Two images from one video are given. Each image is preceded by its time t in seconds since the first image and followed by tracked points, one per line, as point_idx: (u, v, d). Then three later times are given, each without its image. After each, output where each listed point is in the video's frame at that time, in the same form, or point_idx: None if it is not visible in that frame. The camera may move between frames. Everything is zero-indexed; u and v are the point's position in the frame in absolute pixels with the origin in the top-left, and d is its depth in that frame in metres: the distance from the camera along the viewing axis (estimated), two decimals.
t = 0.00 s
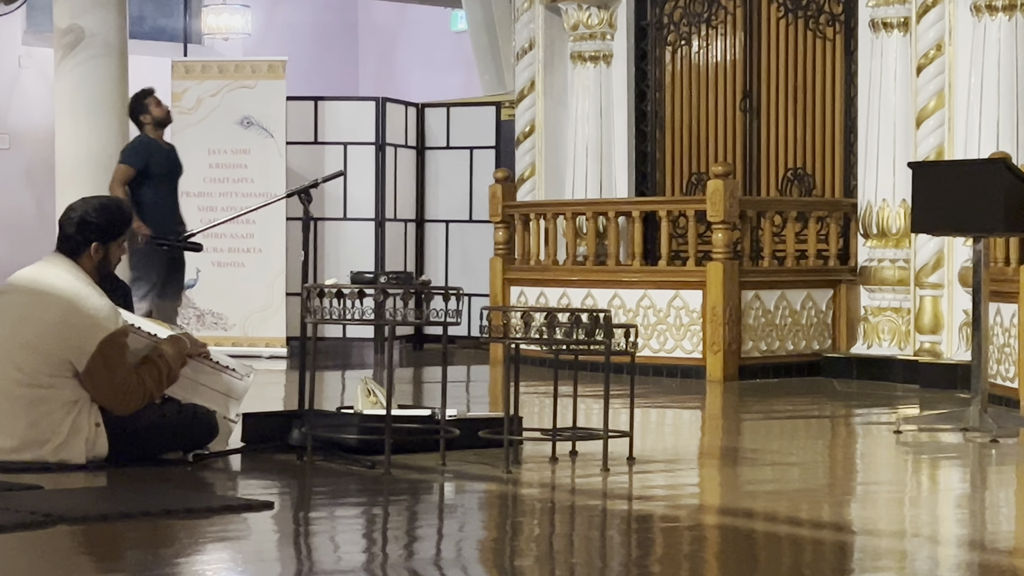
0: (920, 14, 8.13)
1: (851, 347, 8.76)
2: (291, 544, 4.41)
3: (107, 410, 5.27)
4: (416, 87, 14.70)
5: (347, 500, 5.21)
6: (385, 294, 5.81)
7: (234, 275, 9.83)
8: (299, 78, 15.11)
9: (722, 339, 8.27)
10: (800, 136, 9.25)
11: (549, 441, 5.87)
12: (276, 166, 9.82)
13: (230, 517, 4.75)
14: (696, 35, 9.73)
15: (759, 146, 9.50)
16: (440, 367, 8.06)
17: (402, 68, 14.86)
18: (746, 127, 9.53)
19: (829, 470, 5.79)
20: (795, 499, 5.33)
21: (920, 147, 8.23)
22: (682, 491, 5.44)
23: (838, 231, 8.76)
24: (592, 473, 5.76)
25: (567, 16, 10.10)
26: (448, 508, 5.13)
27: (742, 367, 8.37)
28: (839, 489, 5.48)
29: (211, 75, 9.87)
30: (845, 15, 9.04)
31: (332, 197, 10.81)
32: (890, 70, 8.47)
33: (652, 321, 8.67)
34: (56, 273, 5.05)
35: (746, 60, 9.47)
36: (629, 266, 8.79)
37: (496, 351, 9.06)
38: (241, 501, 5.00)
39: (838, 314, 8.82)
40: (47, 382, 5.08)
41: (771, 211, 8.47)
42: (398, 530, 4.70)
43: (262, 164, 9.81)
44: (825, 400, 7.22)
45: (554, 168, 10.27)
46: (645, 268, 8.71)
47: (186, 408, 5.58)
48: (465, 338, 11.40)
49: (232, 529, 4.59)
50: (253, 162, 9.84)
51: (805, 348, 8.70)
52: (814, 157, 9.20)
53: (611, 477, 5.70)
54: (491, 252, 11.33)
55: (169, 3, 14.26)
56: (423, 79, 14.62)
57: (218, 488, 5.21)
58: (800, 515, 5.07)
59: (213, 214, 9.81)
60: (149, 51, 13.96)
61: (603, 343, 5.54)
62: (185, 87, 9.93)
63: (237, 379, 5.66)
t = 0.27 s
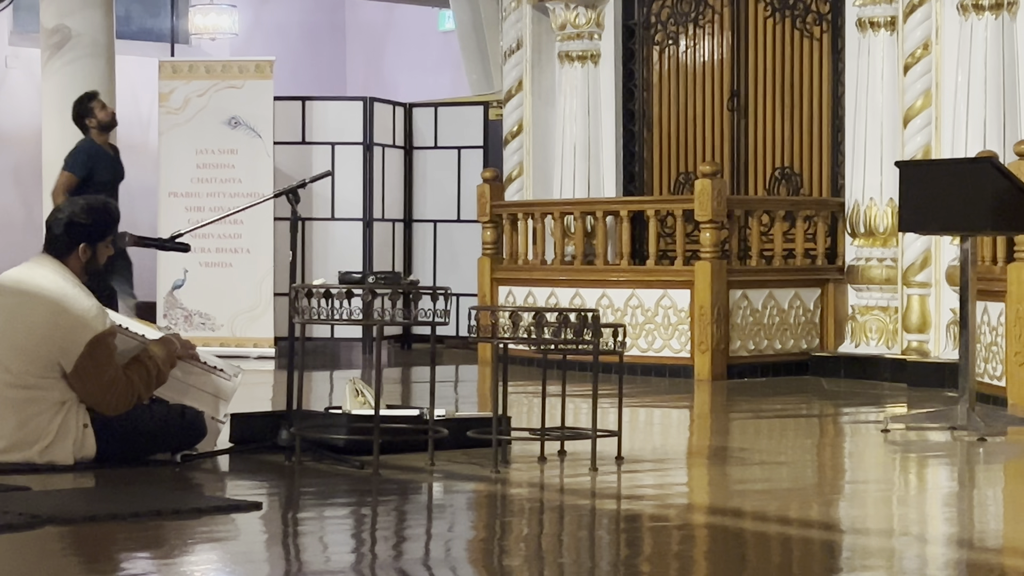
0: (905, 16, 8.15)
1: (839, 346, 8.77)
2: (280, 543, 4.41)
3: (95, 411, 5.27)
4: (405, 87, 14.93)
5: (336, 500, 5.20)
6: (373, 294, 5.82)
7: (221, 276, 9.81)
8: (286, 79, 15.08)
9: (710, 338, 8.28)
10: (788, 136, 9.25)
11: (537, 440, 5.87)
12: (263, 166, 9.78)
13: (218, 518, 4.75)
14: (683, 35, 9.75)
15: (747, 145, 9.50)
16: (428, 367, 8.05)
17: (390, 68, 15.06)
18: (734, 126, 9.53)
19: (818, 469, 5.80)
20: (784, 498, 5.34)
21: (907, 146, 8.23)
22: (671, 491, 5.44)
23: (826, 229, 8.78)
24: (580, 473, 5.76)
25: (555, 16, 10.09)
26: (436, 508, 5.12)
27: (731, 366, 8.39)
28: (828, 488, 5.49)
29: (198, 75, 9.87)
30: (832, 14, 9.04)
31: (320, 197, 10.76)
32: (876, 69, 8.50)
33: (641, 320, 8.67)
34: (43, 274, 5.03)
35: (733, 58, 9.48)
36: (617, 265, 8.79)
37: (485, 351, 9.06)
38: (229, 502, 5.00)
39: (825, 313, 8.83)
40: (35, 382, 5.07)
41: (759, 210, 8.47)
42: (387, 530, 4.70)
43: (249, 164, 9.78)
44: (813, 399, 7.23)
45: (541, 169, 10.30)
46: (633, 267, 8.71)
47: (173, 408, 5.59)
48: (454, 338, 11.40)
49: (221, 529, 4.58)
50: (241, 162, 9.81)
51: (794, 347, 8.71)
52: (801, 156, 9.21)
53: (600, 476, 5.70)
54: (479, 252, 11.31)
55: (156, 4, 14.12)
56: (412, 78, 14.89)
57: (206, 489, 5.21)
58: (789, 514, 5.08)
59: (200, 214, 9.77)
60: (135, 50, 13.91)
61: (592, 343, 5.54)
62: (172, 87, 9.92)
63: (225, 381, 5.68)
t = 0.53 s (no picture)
0: (881, 23, 8.33)
1: (818, 343, 9.02)
2: (278, 535, 4.62)
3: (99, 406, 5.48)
4: (398, 94, 15.26)
5: (333, 493, 5.42)
6: (367, 293, 6.06)
7: (222, 276, 10.03)
8: (284, 89, 15.36)
9: (693, 336, 8.52)
10: (769, 140, 9.49)
11: (528, 434, 6.10)
12: (263, 169, 10.01)
13: (218, 511, 4.97)
14: (666, 43, 9.95)
15: (728, 149, 9.71)
16: (422, 364, 8.26)
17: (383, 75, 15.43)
18: (717, 131, 9.73)
19: (798, 461, 6.03)
20: (764, 489, 5.57)
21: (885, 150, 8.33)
22: (655, 482, 5.67)
23: (804, 231, 9.00)
24: (569, 465, 5.98)
25: (543, 25, 10.34)
26: (430, 499, 5.34)
27: (714, 362, 8.62)
28: (807, 480, 5.72)
29: (198, 82, 10.08)
30: (811, 22, 9.28)
31: (316, 200, 11.04)
32: (854, 76, 8.71)
33: (626, 318, 8.89)
34: (48, 275, 5.26)
35: (716, 65, 9.68)
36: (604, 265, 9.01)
37: (476, 349, 9.28)
38: (230, 495, 5.22)
39: (804, 312, 9.08)
40: (42, 381, 5.28)
41: (739, 211, 8.70)
42: (382, 522, 4.92)
43: (249, 169, 10.02)
44: (792, 394, 7.46)
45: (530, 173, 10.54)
46: (619, 267, 8.93)
47: (175, 405, 5.78)
48: (446, 337, 11.63)
49: (222, 521, 4.80)
50: (241, 167, 10.04)
51: (773, 343, 8.95)
52: (780, 159, 9.44)
53: (587, 469, 5.92)
54: (471, 252, 11.50)
55: (158, 13, 14.45)
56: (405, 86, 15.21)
57: (208, 482, 5.43)
58: (770, 505, 5.31)
59: (201, 216, 10.01)
60: (138, 60, 14.12)
61: (579, 340, 5.76)
62: (173, 95, 10.12)
63: (225, 377, 5.96)
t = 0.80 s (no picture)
0: (832, 52, 9.06)
1: (777, 336, 9.86)
2: (296, 508, 5.39)
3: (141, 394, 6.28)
4: (404, 115, 16.07)
5: (347, 469, 6.23)
6: (378, 293, 6.85)
7: (248, 279, 10.82)
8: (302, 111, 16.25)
9: (667, 331, 9.32)
10: (733, 156, 10.31)
11: (519, 417, 6.91)
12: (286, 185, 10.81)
13: (245, 485, 5.77)
14: (642, 70, 10.81)
15: (697, 164, 10.56)
16: (424, 355, 9.08)
17: (393, 97, 16.19)
18: (685, 148, 10.60)
19: (758, 440, 6.84)
20: (728, 465, 6.38)
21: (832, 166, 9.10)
22: (632, 459, 6.48)
23: (764, 236, 9.80)
24: (556, 444, 6.79)
25: (531, 55, 11.12)
26: (433, 475, 6.15)
27: (683, 354, 9.44)
28: (767, 457, 6.53)
29: (228, 105, 10.87)
30: (769, 52, 10.07)
31: (332, 211, 11.83)
32: (808, 99, 9.51)
33: (607, 314, 9.70)
34: (94, 277, 6.08)
35: (685, 91, 10.54)
36: (587, 267, 9.84)
37: (474, 343, 10.11)
38: (256, 471, 6.02)
39: (764, 308, 9.92)
40: (89, 370, 6.08)
41: (708, 219, 9.51)
42: (392, 494, 5.72)
43: (273, 184, 10.80)
44: (754, 381, 8.28)
45: (521, 186, 11.30)
46: (600, 269, 9.76)
47: (207, 391, 6.61)
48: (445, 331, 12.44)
49: (249, 495, 5.60)
50: (265, 181, 10.82)
51: (737, 336, 9.77)
52: (743, 174, 10.27)
53: (572, 447, 6.73)
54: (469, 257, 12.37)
55: (191, 44, 15.29)
56: (412, 109, 15.99)
57: (236, 460, 6.24)
58: (733, 479, 6.12)
59: (229, 225, 10.81)
60: (175, 85, 15.00)
61: (563, 334, 6.53)
62: (205, 117, 10.92)
63: (252, 366, 6.79)
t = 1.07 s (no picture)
0: (812, 60, 9.31)
1: (760, 334, 10.23)
2: (300, 500, 5.68)
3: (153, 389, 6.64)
4: (405, 125, 16.45)
5: (350, 460, 6.56)
6: (379, 293, 7.19)
7: (256, 279, 11.16)
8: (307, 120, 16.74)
9: (654, 327, 9.67)
10: (719, 161, 10.66)
11: (514, 410, 7.26)
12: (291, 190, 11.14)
13: (253, 476, 6.10)
14: (631, 80, 11.16)
15: (684, 170, 10.92)
16: (423, 352, 9.43)
17: (393, 108, 16.60)
18: (672, 155, 10.95)
19: (742, 432, 7.18)
20: (713, 456, 6.71)
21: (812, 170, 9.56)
22: (621, 451, 6.82)
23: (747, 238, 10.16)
24: (549, 437, 7.13)
25: (525, 64, 11.47)
26: (432, 466, 6.49)
27: (671, 349, 9.79)
28: (751, 448, 6.86)
29: (236, 114, 11.21)
30: (752, 62, 10.41)
31: (335, 214, 12.30)
32: (789, 107, 9.80)
33: (597, 312, 10.05)
34: (108, 278, 6.41)
35: (672, 100, 10.90)
36: (579, 268, 10.21)
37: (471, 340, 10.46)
38: (263, 463, 6.36)
39: (747, 306, 10.32)
40: (104, 366, 6.41)
41: (694, 222, 9.88)
42: (393, 485, 6.06)
43: (279, 189, 11.12)
44: (738, 376, 8.63)
45: (516, 189, 11.64)
46: (591, 269, 10.12)
47: (216, 387, 6.95)
48: (443, 330, 12.79)
49: (257, 485, 5.94)
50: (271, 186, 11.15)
51: (722, 333, 10.15)
52: (728, 179, 10.62)
53: (565, 440, 7.07)
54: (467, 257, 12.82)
55: (200, 55, 15.84)
56: (412, 118, 16.37)
57: (244, 452, 6.57)
58: (718, 469, 6.45)
59: (237, 228, 11.12)
60: (184, 94, 15.64)
61: (556, 331, 6.89)
62: (214, 125, 11.27)
63: (259, 362, 7.13)
